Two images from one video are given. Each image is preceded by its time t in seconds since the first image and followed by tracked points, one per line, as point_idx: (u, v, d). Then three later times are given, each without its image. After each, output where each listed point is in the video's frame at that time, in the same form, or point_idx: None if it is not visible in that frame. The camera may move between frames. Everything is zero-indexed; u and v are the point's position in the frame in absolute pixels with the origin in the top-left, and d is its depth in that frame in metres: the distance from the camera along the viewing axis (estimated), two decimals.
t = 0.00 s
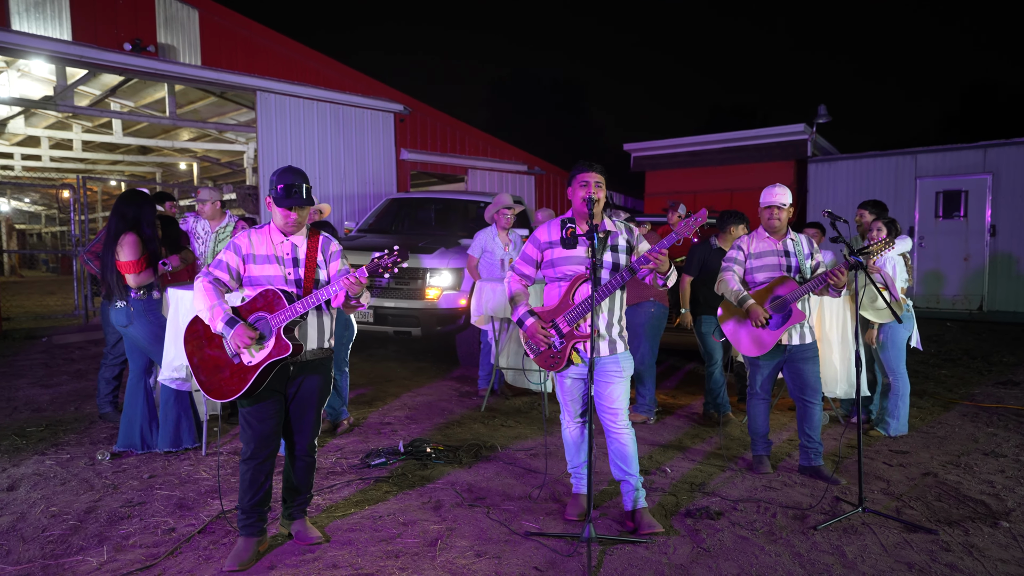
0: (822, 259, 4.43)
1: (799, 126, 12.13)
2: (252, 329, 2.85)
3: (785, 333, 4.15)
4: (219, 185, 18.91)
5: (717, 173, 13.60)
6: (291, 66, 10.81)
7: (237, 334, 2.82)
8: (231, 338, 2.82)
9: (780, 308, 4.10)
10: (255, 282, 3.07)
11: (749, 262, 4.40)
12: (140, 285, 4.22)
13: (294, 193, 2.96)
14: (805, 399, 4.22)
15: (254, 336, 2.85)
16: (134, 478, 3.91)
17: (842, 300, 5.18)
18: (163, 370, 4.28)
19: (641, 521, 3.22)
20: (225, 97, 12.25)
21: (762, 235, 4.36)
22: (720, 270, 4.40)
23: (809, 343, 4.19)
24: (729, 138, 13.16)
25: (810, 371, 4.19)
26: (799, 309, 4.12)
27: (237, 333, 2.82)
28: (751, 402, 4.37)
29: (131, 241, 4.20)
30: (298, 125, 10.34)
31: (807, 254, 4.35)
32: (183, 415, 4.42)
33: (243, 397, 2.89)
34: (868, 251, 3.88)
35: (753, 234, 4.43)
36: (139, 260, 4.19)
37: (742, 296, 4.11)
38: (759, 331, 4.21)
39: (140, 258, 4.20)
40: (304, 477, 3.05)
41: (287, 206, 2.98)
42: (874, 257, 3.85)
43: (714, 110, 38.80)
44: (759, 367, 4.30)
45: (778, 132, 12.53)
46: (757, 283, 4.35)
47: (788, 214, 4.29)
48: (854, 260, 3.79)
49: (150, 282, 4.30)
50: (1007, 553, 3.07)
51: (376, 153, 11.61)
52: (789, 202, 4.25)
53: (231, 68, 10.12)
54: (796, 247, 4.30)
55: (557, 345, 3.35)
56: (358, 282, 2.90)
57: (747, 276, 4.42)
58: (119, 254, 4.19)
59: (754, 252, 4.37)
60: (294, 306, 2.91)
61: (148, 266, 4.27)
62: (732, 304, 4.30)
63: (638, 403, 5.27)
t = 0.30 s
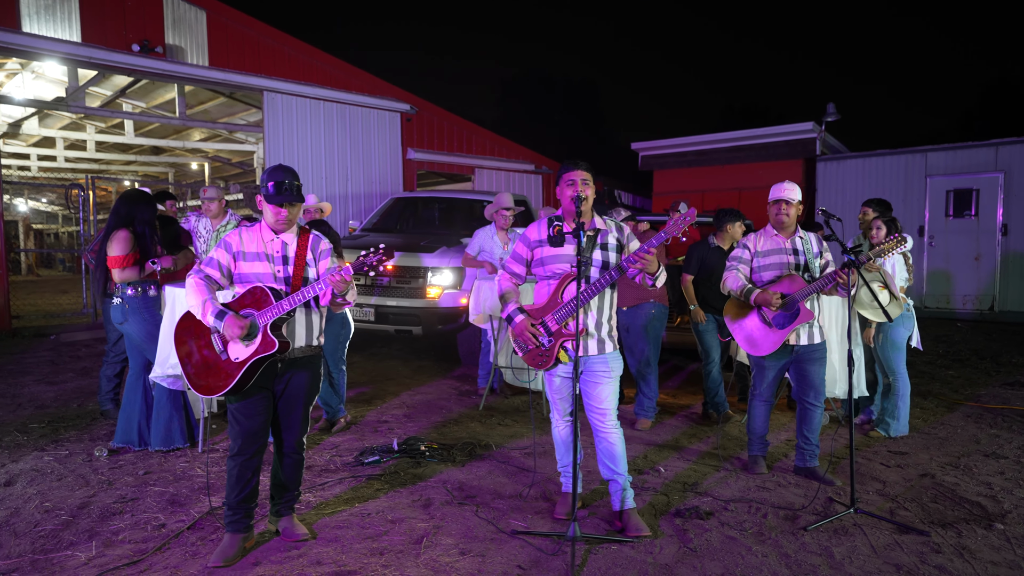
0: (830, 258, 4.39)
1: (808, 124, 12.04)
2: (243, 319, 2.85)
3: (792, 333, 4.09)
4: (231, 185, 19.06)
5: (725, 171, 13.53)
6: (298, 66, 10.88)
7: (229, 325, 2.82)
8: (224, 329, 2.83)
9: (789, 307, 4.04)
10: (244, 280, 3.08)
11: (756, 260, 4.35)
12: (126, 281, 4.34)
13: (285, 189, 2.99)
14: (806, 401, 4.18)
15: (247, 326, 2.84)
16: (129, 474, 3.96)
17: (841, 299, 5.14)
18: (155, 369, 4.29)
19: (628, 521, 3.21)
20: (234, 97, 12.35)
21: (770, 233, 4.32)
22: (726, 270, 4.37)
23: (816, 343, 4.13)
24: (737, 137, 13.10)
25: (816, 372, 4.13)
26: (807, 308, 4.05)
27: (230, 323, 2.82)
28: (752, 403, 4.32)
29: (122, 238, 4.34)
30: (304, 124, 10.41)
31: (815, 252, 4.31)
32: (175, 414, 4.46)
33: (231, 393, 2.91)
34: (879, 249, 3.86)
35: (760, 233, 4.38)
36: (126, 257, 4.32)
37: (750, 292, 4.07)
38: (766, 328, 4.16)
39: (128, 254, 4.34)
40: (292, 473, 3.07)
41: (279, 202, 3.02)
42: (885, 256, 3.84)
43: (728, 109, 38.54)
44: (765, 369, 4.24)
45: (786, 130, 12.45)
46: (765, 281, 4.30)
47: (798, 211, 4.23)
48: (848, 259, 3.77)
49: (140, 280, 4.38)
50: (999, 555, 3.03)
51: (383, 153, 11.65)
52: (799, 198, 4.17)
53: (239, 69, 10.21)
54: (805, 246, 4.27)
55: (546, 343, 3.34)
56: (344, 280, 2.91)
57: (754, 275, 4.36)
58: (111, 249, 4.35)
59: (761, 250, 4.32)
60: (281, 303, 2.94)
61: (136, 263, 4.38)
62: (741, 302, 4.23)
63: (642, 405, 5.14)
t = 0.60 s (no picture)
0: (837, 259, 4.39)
1: (813, 124, 11.99)
2: (227, 326, 2.87)
3: (801, 336, 4.06)
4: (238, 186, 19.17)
5: (729, 172, 13.49)
6: (301, 68, 10.92)
7: (211, 330, 2.83)
8: (207, 333, 2.85)
9: (796, 310, 4.01)
10: (232, 282, 3.10)
11: (763, 261, 4.33)
12: (121, 281, 4.37)
13: (273, 187, 3.01)
14: (801, 405, 4.16)
15: (229, 334, 2.86)
16: (122, 475, 3.99)
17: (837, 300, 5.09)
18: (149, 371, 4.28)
19: (613, 524, 3.21)
20: (239, 99, 12.42)
21: (778, 234, 4.29)
22: (733, 271, 4.29)
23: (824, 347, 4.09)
24: (741, 137, 13.07)
25: (816, 378, 4.10)
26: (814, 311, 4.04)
27: (212, 329, 2.84)
28: (750, 408, 4.28)
29: (120, 239, 4.41)
30: (307, 126, 10.45)
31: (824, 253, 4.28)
32: (170, 415, 4.49)
33: (217, 395, 2.94)
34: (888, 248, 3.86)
35: (768, 233, 4.34)
36: (121, 256, 4.37)
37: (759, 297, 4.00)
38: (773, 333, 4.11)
39: (125, 254, 4.39)
40: (278, 476, 3.08)
41: (268, 201, 3.04)
42: (893, 256, 3.84)
43: (737, 108, 38.33)
44: (772, 376, 4.17)
45: (791, 130, 12.40)
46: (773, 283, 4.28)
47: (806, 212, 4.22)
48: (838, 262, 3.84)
49: (137, 281, 4.42)
50: (985, 560, 3.01)
51: (386, 153, 11.68)
52: (808, 199, 4.18)
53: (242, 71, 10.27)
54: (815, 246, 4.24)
55: (533, 346, 3.31)
56: (326, 282, 2.92)
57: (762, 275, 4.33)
58: (107, 250, 4.40)
59: (769, 251, 4.30)
60: (265, 305, 2.94)
61: (132, 264, 4.41)
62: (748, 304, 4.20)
63: (635, 408, 5.11)
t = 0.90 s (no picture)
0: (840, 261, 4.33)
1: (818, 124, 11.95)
2: (217, 320, 2.90)
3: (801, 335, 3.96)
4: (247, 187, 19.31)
5: (734, 172, 13.45)
6: (307, 70, 11.01)
7: (203, 323, 2.88)
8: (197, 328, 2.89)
9: (797, 309, 3.94)
10: (225, 282, 3.14)
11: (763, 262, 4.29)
12: (123, 281, 4.44)
13: (260, 185, 3.06)
14: (795, 406, 4.13)
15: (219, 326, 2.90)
16: (119, 473, 4.06)
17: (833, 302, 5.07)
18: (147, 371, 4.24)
19: (598, 525, 3.23)
20: (246, 101, 12.53)
21: (781, 234, 4.23)
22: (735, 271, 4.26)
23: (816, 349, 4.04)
24: (746, 137, 13.04)
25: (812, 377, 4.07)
26: (816, 310, 3.92)
27: (203, 322, 2.88)
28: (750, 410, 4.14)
29: (121, 239, 4.48)
30: (312, 127, 10.54)
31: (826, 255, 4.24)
32: (169, 415, 4.54)
33: (207, 392, 2.99)
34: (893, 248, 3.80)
35: (770, 234, 4.30)
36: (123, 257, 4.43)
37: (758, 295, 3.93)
38: (773, 332, 4.04)
39: (126, 255, 4.45)
40: (269, 474, 3.12)
41: (257, 200, 3.08)
42: (897, 257, 3.80)
43: (747, 108, 38.18)
44: (772, 373, 4.04)
45: (796, 130, 12.37)
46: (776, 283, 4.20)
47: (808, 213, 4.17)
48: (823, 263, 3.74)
49: (137, 282, 4.49)
50: (970, 562, 3.01)
51: (391, 154, 11.74)
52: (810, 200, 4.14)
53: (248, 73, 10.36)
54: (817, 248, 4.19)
55: (521, 347, 3.32)
56: (312, 282, 2.94)
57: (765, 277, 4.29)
58: (109, 250, 4.46)
59: (771, 251, 4.25)
60: (254, 304, 2.98)
61: (133, 264, 4.47)
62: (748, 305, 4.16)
63: (629, 409, 5.12)
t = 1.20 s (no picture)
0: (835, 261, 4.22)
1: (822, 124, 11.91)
2: (199, 326, 3.01)
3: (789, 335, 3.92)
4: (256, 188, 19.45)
5: (739, 172, 13.43)
6: (312, 73, 11.11)
7: (184, 328, 2.97)
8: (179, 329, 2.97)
9: (784, 307, 3.89)
10: (213, 282, 3.20)
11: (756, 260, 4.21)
12: (122, 281, 4.53)
13: (245, 185, 3.13)
14: (783, 405, 4.11)
15: (200, 332, 3.00)
16: (115, 469, 4.14)
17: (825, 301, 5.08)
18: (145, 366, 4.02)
19: (580, 521, 3.27)
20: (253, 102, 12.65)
21: (773, 234, 4.15)
22: (727, 267, 4.20)
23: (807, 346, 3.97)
24: (750, 137, 13.01)
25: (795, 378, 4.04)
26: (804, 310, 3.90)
27: (184, 327, 2.96)
28: (744, 415, 4.00)
29: (120, 240, 4.56)
30: (316, 128, 10.63)
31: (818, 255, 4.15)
32: (166, 412, 4.61)
33: (194, 389, 3.06)
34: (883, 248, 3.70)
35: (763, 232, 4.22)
36: (122, 257, 4.51)
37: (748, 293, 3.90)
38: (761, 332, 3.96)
39: (126, 255, 4.53)
40: (256, 470, 3.18)
41: (243, 199, 3.15)
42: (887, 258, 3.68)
43: (758, 108, 38.00)
44: (762, 370, 3.97)
45: (801, 130, 12.36)
46: (765, 281, 4.11)
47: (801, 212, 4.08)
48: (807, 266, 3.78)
49: (136, 282, 4.57)
50: (949, 561, 3.02)
51: (395, 155, 11.82)
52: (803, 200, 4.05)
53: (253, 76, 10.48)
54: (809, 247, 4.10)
55: (505, 345, 3.33)
56: (296, 282, 3.01)
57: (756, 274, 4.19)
58: (108, 252, 4.54)
59: (762, 249, 4.16)
60: (239, 303, 3.04)
61: (132, 265, 4.56)
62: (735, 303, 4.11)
63: (621, 408, 5.15)
